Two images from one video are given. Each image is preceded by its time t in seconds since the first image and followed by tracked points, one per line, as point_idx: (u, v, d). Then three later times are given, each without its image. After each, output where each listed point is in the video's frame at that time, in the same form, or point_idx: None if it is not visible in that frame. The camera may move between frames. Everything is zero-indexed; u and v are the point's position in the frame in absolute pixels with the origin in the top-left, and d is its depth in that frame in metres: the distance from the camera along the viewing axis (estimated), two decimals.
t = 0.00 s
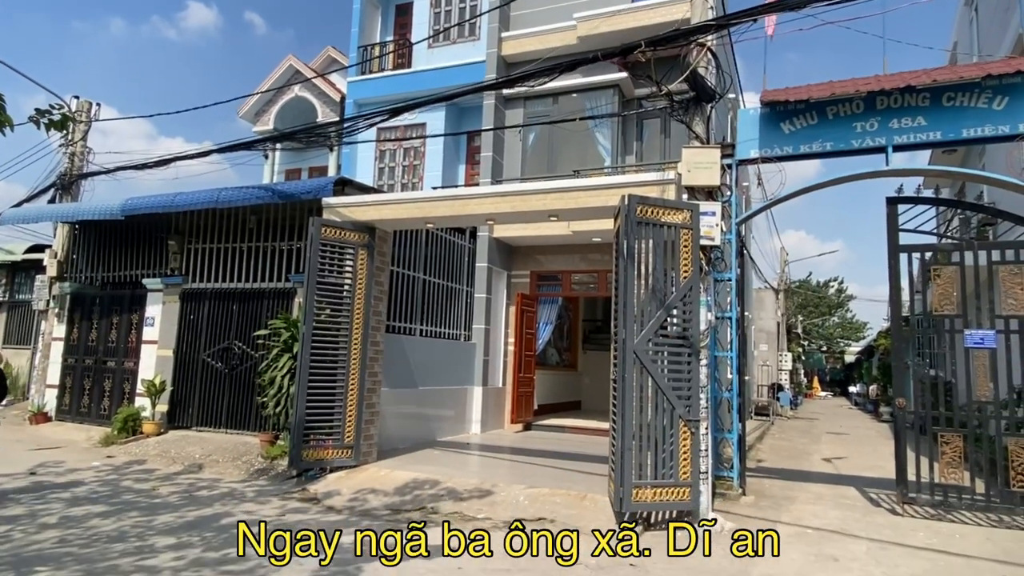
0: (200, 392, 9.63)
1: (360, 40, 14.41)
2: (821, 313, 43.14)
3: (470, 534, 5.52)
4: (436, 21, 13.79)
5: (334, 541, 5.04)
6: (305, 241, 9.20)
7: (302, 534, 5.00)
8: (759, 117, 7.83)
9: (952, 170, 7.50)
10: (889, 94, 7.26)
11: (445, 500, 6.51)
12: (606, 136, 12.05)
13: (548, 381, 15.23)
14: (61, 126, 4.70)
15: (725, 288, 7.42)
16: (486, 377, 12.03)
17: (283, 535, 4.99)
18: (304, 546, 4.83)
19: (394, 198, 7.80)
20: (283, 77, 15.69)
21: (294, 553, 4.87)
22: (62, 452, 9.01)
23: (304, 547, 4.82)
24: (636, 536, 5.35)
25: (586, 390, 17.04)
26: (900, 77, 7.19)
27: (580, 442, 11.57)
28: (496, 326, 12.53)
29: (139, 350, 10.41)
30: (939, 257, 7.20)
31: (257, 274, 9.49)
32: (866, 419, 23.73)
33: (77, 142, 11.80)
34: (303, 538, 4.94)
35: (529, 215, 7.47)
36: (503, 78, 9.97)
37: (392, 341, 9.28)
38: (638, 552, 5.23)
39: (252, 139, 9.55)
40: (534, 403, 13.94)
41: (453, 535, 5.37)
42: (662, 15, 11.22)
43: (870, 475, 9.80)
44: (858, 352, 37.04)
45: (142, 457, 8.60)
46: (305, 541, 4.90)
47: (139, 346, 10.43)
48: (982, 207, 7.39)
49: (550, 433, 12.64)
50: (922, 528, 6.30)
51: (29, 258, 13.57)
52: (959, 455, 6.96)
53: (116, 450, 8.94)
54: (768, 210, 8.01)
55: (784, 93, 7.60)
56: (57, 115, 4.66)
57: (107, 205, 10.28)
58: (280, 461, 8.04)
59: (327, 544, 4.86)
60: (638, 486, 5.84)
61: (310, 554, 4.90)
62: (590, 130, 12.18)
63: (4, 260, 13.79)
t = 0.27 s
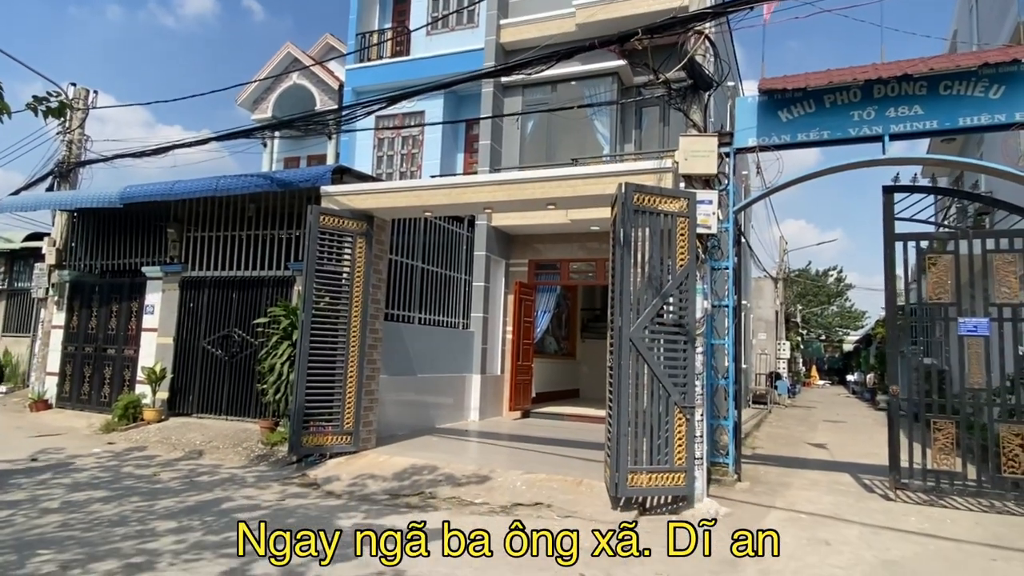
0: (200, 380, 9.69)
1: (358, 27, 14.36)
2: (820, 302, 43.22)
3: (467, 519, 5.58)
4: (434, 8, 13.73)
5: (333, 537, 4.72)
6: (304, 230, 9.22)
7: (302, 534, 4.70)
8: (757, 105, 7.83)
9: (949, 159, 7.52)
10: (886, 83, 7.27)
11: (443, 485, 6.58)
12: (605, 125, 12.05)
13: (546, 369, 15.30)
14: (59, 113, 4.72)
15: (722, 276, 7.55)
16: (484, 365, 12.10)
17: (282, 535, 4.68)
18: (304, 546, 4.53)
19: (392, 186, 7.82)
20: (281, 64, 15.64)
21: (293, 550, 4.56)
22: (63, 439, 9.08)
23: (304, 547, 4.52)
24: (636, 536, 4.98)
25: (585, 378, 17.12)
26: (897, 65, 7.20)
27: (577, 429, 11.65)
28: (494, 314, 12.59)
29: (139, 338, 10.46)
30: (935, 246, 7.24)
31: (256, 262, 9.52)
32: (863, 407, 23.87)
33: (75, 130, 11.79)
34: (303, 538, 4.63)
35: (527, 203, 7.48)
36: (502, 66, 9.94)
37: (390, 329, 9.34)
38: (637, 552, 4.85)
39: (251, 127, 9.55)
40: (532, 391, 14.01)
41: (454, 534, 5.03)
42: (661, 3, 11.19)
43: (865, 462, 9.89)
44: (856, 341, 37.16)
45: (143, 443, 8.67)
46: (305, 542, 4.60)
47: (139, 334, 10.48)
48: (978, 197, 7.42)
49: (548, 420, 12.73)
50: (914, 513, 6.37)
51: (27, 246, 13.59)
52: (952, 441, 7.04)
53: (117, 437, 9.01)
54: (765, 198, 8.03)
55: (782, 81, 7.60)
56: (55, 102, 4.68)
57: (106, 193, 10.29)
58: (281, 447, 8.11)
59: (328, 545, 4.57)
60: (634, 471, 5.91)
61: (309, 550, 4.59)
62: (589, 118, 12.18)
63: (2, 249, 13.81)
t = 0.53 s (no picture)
0: (196, 367, 9.74)
1: (352, 14, 14.28)
2: (816, 291, 43.36)
3: (459, 502, 5.67)
4: None
5: (332, 537, 4.40)
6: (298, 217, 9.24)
7: (303, 533, 4.40)
8: (750, 94, 7.86)
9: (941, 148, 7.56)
10: (878, 72, 7.30)
11: (437, 470, 6.66)
12: (600, 113, 12.06)
13: (541, 357, 15.39)
14: (51, 101, 4.74)
15: (713, 264, 7.67)
16: (479, 352, 12.17)
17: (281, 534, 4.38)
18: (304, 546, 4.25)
19: (386, 174, 7.84)
20: (276, 51, 15.58)
21: (292, 549, 4.27)
22: (60, 425, 9.15)
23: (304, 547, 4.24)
24: (636, 535, 4.70)
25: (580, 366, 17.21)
26: (890, 54, 7.23)
27: (571, 416, 11.75)
28: (489, 302, 12.65)
29: (135, 325, 10.49)
30: (924, 235, 7.31)
31: (251, 249, 9.55)
32: (857, 395, 24.03)
33: (68, 117, 11.76)
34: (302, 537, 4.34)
35: (520, 191, 7.50)
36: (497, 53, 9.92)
37: (385, 316, 9.39)
38: (638, 552, 4.58)
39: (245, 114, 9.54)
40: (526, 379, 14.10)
41: (453, 532, 4.71)
42: None
43: (855, 448, 10.00)
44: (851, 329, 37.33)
45: (139, 429, 8.75)
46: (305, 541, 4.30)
47: (135, 321, 10.52)
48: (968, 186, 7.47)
49: (543, 407, 12.83)
50: (899, 498, 6.48)
51: (22, 234, 13.59)
52: (938, 427, 7.14)
53: (113, 423, 9.08)
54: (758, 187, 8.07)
55: (775, 70, 7.63)
56: (47, 90, 4.69)
57: (100, 180, 10.28)
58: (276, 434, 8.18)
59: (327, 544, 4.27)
60: (623, 456, 6.00)
61: (308, 551, 4.30)
62: (584, 106, 12.19)
63: None
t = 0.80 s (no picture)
0: (186, 354, 9.77)
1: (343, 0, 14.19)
2: (808, 280, 43.60)
3: (446, 487, 5.74)
4: None
5: (326, 537, 4.11)
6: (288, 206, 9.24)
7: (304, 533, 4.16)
8: (738, 83, 7.90)
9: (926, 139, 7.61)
10: (865, 62, 7.34)
11: (425, 456, 6.73)
12: (591, 101, 12.06)
13: (533, 345, 15.48)
14: (35, 89, 4.73)
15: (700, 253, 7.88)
16: (470, 340, 12.24)
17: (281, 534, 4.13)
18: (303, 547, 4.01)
19: (375, 162, 7.84)
20: (266, 37, 15.48)
21: (285, 551, 3.98)
22: (51, 412, 9.18)
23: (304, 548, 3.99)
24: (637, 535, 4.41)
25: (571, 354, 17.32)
26: (876, 44, 7.27)
27: (561, 403, 11.86)
28: (480, 291, 12.70)
29: (125, 312, 10.50)
30: (907, 224, 7.39)
31: (241, 237, 9.56)
32: (846, 383, 24.28)
33: (57, 104, 11.68)
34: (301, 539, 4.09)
35: (508, 180, 7.53)
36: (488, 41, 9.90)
37: (375, 305, 9.42)
38: (638, 552, 4.27)
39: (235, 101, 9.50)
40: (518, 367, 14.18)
41: (452, 531, 4.39)
42: None
43: (840, 435, 10.14)
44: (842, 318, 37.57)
45: (130, 416, 8.79)
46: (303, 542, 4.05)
47: (125, 309, 10.53)
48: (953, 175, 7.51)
49: (533, 395, 12.93)
50: (880, 483, 6.59)
51: (12, 221, 13.53)
52: (919, 414, 7.25)
53: (104, 410, 9.11)
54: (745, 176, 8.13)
55: (763, 59, 7.67)
56: (31, 78, 4.68)
57: (89, 168, 10.25)
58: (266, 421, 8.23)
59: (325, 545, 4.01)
60: (608, 442, 6.09)
61: (303, 551, 4.01)
62: (575, 95, 12.19)
63: None
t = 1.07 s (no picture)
0: (172, 343, 9.75)
1: None
2: (795, 269, 43.93)
3: (429, 475, 5.80)
4: None
5: (324, 535, 3.95)
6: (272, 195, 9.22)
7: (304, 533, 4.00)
8: (722, 74, 7.94)
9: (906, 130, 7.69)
10: (847, 53, 7.39)
11: (409, 444, 6.78)
12: (578, 91, 12.06)
13: (520, 334, 15.56)
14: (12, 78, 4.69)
15: (682, 244, 7.98)
16: (457, 329, 12.27)
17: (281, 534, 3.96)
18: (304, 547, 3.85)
19: (359, 151, 7.83)
20: (252, 24, 15.34)
21: (283, 551, 3.81)
22: (35, 402, 9.16)
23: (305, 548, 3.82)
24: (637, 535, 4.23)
25: (559, 343, 17.41)
26: (858, 35, 7.31)
27: (548, 392, 11.95)
28: (467, 280, 12.72)
29: (110, 302, 10.46)
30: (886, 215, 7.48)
31: (226, 227, 9.53)
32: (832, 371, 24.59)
33: (39, 91, 11.56)
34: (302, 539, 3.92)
35: (492, 169, 7.55)
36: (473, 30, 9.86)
37: (361, 294, 9.44)
38: (638, 552, 4.09)
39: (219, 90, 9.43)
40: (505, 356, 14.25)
41: (451, 530, 4.24)
42: None
43: (821, 422, 10.30)
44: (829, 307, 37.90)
45: (115, 405, 8.78)
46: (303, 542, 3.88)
47: (110, 298, 10.48)
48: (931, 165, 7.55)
49: (520, 383, 13.02)
50: (857, 469, 6.71)
51: None
52: (896, 401, 7.37)
53: (89, 399, 9.10)
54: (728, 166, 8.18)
55: (746, 50, 7.71)
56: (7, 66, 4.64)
57: (71, 156, 10.16)
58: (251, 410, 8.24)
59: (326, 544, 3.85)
60: (589, 430, 6.17)
61: (301, 552, 3.84)
62: (562, 84, 12.19)
63: None
